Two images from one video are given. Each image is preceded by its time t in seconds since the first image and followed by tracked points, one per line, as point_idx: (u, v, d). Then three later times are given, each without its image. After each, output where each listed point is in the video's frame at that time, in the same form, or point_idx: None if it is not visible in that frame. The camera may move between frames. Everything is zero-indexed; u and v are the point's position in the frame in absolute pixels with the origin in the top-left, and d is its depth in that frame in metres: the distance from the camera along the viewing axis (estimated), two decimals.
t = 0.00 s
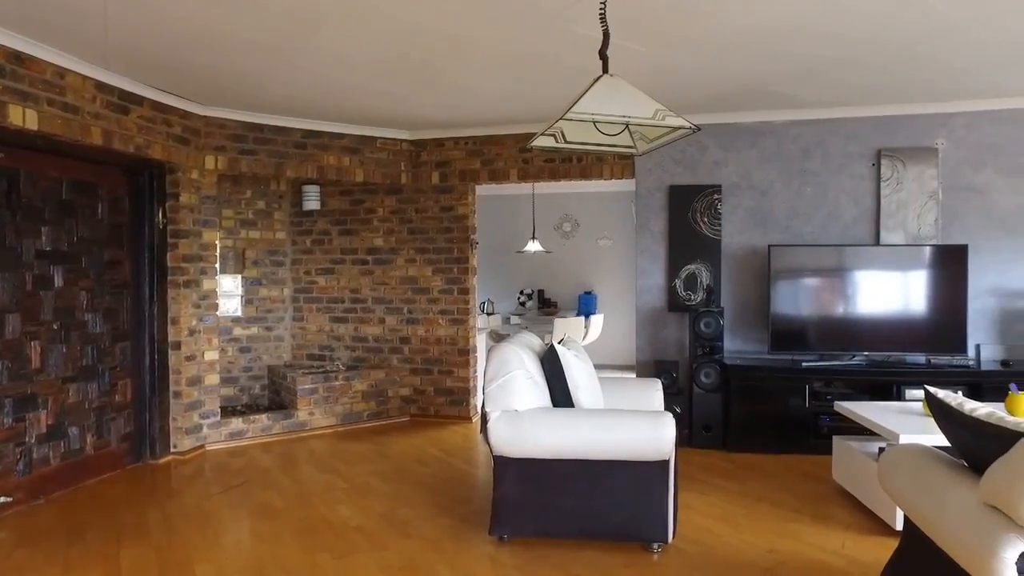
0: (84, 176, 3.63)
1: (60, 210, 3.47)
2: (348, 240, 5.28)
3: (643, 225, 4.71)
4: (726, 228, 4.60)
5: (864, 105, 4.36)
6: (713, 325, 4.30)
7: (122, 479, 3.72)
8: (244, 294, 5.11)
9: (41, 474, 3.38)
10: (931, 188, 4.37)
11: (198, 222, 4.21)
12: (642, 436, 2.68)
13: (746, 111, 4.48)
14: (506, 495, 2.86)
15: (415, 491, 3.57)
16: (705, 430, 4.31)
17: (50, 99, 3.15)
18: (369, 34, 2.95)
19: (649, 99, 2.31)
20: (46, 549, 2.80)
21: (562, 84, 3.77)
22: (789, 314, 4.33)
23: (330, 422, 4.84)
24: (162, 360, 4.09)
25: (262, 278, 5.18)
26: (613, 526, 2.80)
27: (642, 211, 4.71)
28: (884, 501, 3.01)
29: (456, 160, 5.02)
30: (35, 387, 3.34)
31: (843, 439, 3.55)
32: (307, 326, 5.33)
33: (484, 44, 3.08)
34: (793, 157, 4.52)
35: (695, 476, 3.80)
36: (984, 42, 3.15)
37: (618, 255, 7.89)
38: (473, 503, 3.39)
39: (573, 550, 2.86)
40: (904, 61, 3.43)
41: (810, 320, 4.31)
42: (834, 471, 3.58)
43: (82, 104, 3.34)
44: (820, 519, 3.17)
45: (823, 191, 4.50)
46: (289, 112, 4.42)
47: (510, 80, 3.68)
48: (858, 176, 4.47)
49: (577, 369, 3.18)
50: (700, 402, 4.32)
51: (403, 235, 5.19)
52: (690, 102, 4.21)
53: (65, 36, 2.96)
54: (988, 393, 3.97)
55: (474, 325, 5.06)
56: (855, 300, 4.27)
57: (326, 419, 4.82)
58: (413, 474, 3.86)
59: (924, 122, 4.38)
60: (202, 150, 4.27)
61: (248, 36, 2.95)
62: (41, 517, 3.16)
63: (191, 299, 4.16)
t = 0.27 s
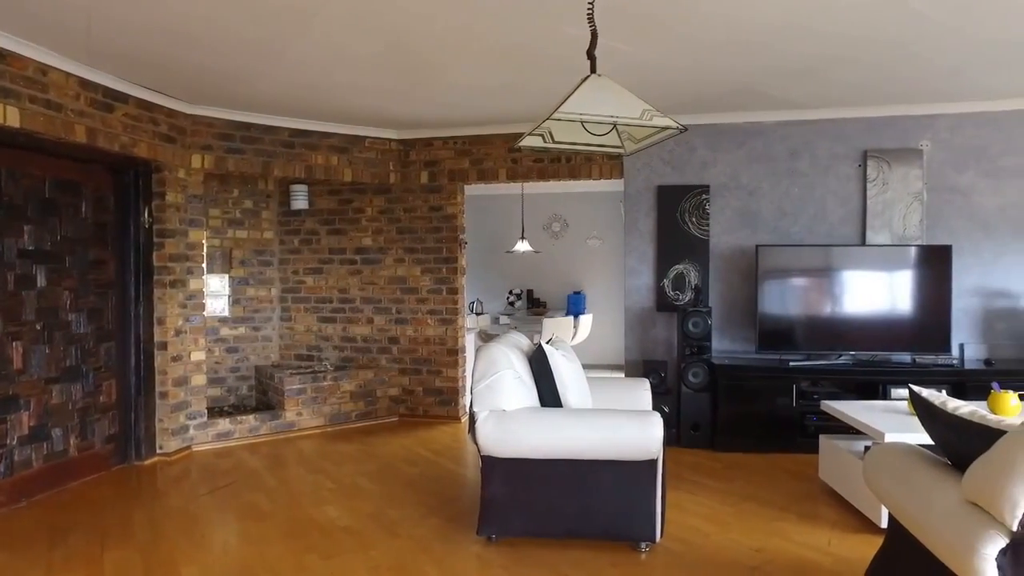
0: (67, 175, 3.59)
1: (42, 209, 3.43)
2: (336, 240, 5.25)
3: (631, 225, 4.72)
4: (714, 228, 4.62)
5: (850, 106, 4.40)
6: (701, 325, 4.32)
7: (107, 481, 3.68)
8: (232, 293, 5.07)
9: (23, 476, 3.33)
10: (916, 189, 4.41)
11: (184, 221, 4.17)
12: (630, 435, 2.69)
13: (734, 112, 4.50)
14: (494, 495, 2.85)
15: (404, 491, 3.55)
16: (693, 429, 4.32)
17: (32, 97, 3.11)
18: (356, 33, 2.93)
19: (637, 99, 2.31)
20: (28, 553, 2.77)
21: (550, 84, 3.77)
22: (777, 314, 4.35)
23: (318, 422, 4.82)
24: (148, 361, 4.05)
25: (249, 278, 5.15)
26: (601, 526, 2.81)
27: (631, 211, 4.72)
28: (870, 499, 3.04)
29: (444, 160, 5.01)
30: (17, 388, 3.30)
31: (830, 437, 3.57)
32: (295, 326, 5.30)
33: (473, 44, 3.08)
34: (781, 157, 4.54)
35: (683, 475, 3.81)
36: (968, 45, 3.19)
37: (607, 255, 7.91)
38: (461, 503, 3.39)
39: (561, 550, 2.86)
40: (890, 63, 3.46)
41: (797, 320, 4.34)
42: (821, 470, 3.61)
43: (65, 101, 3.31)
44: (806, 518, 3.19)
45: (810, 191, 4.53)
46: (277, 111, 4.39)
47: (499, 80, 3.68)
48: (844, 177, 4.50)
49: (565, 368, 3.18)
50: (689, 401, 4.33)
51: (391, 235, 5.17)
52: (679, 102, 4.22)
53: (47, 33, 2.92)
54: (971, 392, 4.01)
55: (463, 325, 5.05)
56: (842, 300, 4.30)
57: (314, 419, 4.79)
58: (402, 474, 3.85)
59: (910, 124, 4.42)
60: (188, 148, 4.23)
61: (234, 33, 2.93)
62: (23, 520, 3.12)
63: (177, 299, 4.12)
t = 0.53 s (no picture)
0: (50, 174, 3.55)
1: (24, 208, 3.39)
2: (324, 240, 5.23)
3: (620, 225, 4.73)
4: (703, 228, 4.64)
5: (837, 108, 4.42)
6: (690, 325, 4.33)
7: (91, 483, 3.64)
8: (219, 293, 5.04)
9: (5, 479, 3.29)
10: (902, 190, 4.44)
11: (170, 220, 4.13)
12: (617, 435, 2.69)
13: (722, 112, 4.52)
14: (482, 495, 2.85)
15: (392, 492, 3.54)
16: (682, 429, 4.34)
17: (14, 94, 3.07)
18: (344, 31, 2.92)
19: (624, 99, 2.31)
20: (9, 556, 2.73)
21: (539, 84, 3.77)
22: (765, 314, 4.37)
23: (307, 422, 4.79)
24: (133, 361, 4.01)
25: (236, 278, 5.11)
26: (589, 525, 2.81)
27: (620, 211, 4.73)
28: (856, 497, 3.06)
29: (433, 160, 5.00)
30: None
31: (816, 436, 3.59)
32: (282, 326, 5.27)
33: (461, 43, 3.07)
34: (768, 158, 4.57)
35: (671, 474, 3.82)
36: (953, 48, 3.21)
37: (596, 255, 7.92)
38: (450, 504, 3.38)
39: (550, 550, 2.86)
40: (876, 65, 3.48)
41: (785, 320, 4.36)
42: (808, 468, 3.63)
43: (48, 98, 3.27)
44: (794, 516, 3.20)
45: (798, 192, 4.56)
46: (264, 110, 4.36)
47: (487, 80, 3.67)
48: (831, 178, 4.53)
49: (554, 368, 3.17)
50: (677, 401, 4.34)
51: (380, 234, 5.15)
52: (667, 103, 4.23)
53: (29, 29, 2.89)
54: (955, 391, 4.05)
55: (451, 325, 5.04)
56: (830, 300, 4.32)
57: (302, 420, 4.77)
58: (390, 475, 3.83)
59: (896, 125, 4.45)
60: (175, 147, 4.20)
61: (219, 31, 2.91)
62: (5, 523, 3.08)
63: (163, 299, 4.08)
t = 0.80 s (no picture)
0: (34, 173, 3.52)
1: (8, 208, 3.35)
2: (313, 239, 5.20)
3: (610, 225, 4.74)
4: (692, 229, 4.65)
5: (825, 109, 4.45)
6: (679, 325, 4.34)
7: (76, 485, 3.61)
8: (207, 293, 5.00)
9: None
10: (889, 191, 4.48)
11: (158, 220, 4.10)
12: (607, 435, 2.69)
13: (711, 113, 4.54)
14: (471, 496, 2.84)
15: (381, 493, 3.53)
16: (671, 428, 4.35)
17: None
18: (332, 30, 2.90)
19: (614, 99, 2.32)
20: None
21: (529, 84, 3.77)
22: (754, 313, 4.39)
23: (296, 423, 4.77)
24: (120, 362, 3.98)
25: (225, 278, 5.08)
26: (579, 526, 2.81)
27: (609, 211, 4.74)
28: (843, 496, 3.08)
29: (423, 159, 4.99)
30: None
31: (805, 435, 3.61)
32: (271, 326, 5.24)
33: (450, 42, 3.06)
34: (757, 159, 4.59)
35: (660, 474, 3.83)
36: (939, 50, 3.24)
37: (586, 255, 7.93)
38: (439, 504, 3.37)
39: (540, 550, 2.86)
40: (863, 67, 3.51)
41: (773, 320, 4.38)
42: (796, 467, 3.64)
43: (32, 96, 3.23)
44: (782, 515, 3.22)
45: (786, 192, 4.58)
46: (253, 109, 4.34)
47: (477, 79, 3.66)
48: (819, 178, 4.55)
49: (543, 368, 3.17)
50: (666, 401, 4.35)
51: (369, 234, 5.13)
52: (657, 103, 4.24)
53: (12, 25, 2.85)
54: (941, 390, 4.09)
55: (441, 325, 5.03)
56: (818, 300, 4.35)
57: (291, 420, 4.74)
58: (379, 475, 3.82)
59: (882, 127, 4.49)
60: (162, 146, 4.16)
61: (206, 29, 2.89)
62: None
63: (150, 299, 4.05)
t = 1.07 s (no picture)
0: (17, 171, 3.48)
1: None
2: (302, 239, 5.18)
3: (599, 225, 4.74)
4: (681, 229, 4.67)
5: (813, 110, 4.47)
6: (668, 325, 4.35)
7: (60, 487, 3.57)
8: (194, 293, 4.96)
9: None
10: (876, 192, 4.51)
11: (144, 219, 4.06)
12: (595, 435, 2.69)
13: (699, 114, 4.55)
14: (460, 496, 2.84)
15: (369, 494, 3.51)
16: (660, 428, 4.36)
17: None
18: (320, 28, 2.89)
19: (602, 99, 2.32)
20: None
21: (518, 83, 3.76)
22: (743, 313, 4.41)
23: (284, 423, 4.74)
24: (104, 362, 3.94)
25: (213, 278, 5.04)
26: (568, 525, 2.81)
27: (599, 211, 4.75)
28: (830, 494, 3.09)
29: (412, 159, 4.98)
30: None
31: (792, 434, 3.63)
32: (259, 326, 5.21)
33: (438, 41, 3.05)
34: (746, 159, 4.61)
35: (649, 474, 3.84)
36: (925, 52, 3.26)
37: (576, 255, 7.94)
38: (428, 505, 3.36)
39: (529, 550, 2.86)
40: (851, 68, 3.53)
41: (762, 319, 4.40)
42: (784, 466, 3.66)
43: (15, 92, 3.19)
44: (770, 514, 3.23)
45: (774, 193, 4.60)
46: (241, 107, 4.31)
47: (466, 78, 3.66)
48: (807, 179, 4.58)
49: (532, 369, 3.17)
50: (655, 400, 4.36)
51: (358, 234, 5.11)
52: (646, 103, 4.25)
53: None
54: (926, 389, 4.12)
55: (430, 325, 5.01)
56: (806, 300, 4.37)
57: (279, 421, 4.71)
58: (368, 476, 3.81)
59: (869, 128, 4.52)
60: (149, 144, 4.12)
61: (191, 25, 2.86)
62: None
63: (136, 299, 4.02)
